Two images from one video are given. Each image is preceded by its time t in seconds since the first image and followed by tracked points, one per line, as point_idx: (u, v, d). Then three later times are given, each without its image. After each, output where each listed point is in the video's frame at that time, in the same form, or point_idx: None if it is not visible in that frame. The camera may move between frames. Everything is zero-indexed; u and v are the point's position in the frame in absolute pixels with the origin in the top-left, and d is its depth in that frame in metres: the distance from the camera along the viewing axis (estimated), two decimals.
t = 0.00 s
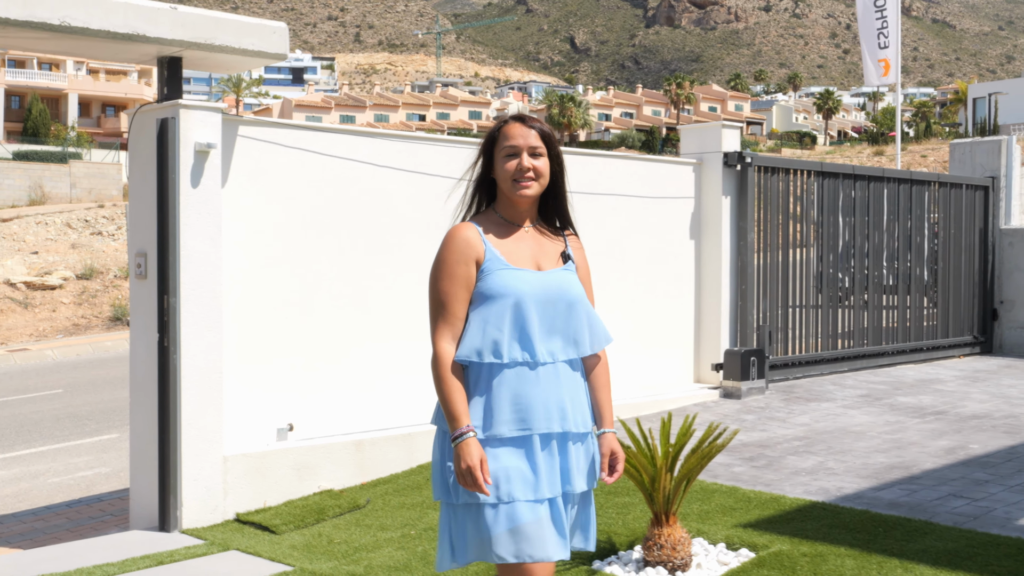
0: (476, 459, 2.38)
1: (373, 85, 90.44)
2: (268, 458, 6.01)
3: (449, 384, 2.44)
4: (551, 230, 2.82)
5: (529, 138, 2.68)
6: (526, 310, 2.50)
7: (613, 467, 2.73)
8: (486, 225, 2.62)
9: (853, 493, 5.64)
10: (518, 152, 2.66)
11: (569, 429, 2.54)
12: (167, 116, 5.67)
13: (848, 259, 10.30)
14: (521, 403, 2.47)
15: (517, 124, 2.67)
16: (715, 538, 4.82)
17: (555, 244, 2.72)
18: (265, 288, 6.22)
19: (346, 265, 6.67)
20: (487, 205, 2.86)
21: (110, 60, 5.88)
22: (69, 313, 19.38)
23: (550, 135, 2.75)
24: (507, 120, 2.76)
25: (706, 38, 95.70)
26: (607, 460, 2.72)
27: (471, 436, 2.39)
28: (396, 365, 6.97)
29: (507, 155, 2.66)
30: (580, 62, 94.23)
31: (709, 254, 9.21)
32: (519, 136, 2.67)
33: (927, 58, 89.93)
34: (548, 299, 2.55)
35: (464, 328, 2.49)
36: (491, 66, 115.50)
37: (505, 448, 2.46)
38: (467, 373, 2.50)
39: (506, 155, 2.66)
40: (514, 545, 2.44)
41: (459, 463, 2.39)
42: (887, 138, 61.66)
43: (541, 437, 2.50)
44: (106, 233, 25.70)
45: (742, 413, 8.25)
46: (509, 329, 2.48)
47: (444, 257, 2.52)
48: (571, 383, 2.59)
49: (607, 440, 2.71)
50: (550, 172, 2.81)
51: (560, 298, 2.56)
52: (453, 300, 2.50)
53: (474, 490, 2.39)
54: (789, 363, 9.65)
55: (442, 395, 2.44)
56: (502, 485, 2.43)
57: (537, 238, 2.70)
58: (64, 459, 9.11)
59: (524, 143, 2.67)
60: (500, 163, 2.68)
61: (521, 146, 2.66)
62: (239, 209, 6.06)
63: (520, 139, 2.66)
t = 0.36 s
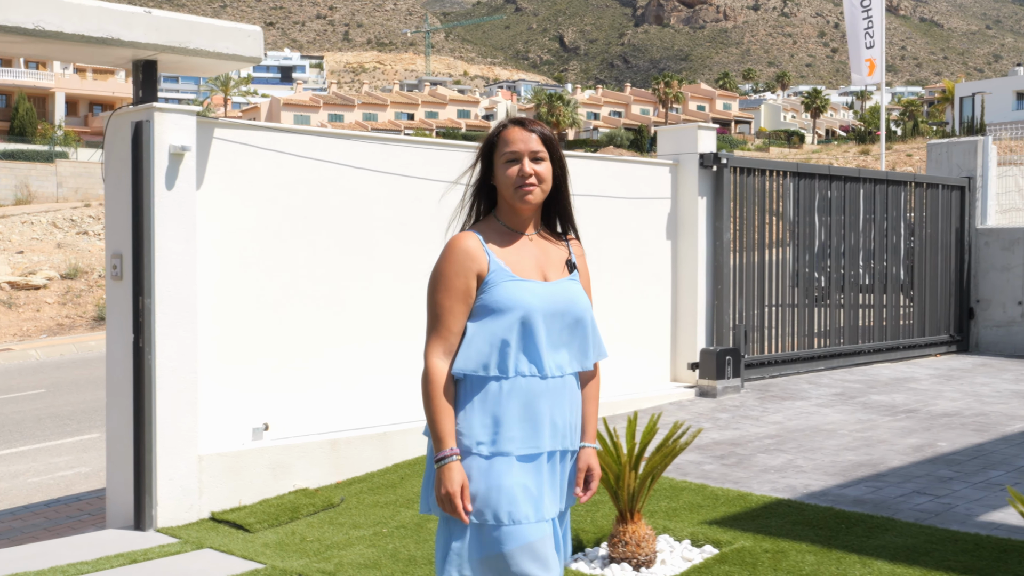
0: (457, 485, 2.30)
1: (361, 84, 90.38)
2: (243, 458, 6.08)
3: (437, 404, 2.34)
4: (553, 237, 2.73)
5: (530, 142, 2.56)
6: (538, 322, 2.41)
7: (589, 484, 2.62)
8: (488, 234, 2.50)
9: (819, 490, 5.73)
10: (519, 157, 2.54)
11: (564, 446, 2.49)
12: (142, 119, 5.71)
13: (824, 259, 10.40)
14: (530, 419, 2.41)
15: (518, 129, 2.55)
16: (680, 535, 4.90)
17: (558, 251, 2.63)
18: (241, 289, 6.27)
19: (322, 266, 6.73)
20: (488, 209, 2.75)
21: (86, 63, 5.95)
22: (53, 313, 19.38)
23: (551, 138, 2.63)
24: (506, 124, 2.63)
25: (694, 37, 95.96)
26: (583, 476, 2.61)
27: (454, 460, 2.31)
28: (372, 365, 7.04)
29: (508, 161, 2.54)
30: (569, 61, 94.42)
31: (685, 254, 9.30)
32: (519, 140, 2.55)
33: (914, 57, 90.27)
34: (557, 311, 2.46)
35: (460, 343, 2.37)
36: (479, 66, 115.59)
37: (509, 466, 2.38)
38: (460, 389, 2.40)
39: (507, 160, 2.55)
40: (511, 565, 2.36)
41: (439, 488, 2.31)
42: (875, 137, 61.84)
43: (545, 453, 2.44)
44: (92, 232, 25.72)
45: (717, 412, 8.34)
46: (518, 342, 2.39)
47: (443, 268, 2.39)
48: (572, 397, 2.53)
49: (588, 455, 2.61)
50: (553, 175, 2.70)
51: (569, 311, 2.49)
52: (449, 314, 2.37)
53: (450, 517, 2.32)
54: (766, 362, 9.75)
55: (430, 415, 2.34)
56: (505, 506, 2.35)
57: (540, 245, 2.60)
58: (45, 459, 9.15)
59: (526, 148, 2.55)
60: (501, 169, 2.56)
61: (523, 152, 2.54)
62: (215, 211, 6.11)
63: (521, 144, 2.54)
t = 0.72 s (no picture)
0: (486, 487, 2.10)
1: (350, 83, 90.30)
2: (220, 457, 6.13)
3: (453, 401, 2.14)
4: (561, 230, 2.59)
5: (538, 130, 2.41)
6: (551, 315, 2.26)
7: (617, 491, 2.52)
8: (495, 226, 2.36)
9: (787, 488, 5.81)
10: (526, 146, 2.39)
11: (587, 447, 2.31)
12: (118, 122, 5.76)
13: (802, 259, 10.49)
14: (549, 419, 2.23)
15: (524, 116, 2.40)
16: (648, 533, 4.97)
17: (566, 245, 2.49)
18: (217, 290, 6.32)
19: (299, 267, 6.79)
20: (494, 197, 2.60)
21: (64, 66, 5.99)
22: (38, 312, 19.36)
23: (560, 126, 2.48)
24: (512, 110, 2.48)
25: (684, 37, 96.15)
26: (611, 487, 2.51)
27: (479, 459, 2.11)
28: (349, 366, 7.10)
29: (513, 150, 2.39)
30: (558, 61, 94.59)
31: (663, 255, 9.37)
32: (526, 128, 2.40)
33: (902, 58, 90.58)
34: (569, 304, 2.33)
35: (471, 336, 2.20)
36: (469, 65, 115.67)
37: (524, 469, 2.21)
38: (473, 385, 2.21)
39: (512, 150, 2.40)
40: None
41: (464, 491, 2.11)
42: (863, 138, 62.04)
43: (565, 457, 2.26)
44: (78, 232, 25.72)
45: (693, 411, 8.42)
46: (535, 336, 2.23)
47: (451, 257, 2.23)
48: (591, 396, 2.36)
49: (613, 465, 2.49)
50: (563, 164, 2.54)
51: (582, 304, 2.36)
52: (459, 305, 2.21)
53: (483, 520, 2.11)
54: (743, 362, 9.83)
55: (446, 412, 2.15)
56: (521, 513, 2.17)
57: (550, 239, 2.45)
58: (26, 459, 9.18)
59: (532, 136, 2.40)
60: (506, 158, 2.41)
61: (529, 141, 2.39)
62: (192, 213, 6.17)
63: (527, 132, 2.39)
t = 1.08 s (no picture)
0: (507, 503, 2.11)
1: (339, 84, 90.26)
2: (199, 457, 6.19)
3: (472, 416, 2.13)
4: (574, 237, 2.57)
5: (559, 131, 2.38)
6: (562, 330, 2.26)
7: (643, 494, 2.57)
8: (511, 228, 2.34)
9: (758, 488, 5.92)
10: (545, 147, 2.37)
11: (600, 461, 2.30)
12: (98, 126, 5.82)
13: (780, 261, 10.60)
14: (558, 434, 2.22)
15: (545, 116, 2.38)
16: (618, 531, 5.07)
17: (580, 252, 2.47)
18: (196, 291, 6.39)
19: (277, 270, 6.86)
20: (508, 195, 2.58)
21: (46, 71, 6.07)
22: (24, 313, 19.38)
23: (580, 127, 2.46)
24: (531, 109, 2.45)
25: (673, 38, 96.39)
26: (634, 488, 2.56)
27: (498, 476, 2.12)
28: (328, 367, 7.16)
29: (533, 151, 2.37)
30: (547, 62, 94.74)
31: (643, 258, 9.46)
32: (546, 129, 2.38)
33: (891, 60, 90.97)
34: (582, 318, 2.32)
35: (488, 348, 2.20)
36: (459, 66, 115.71)
37: (534, 485, 2.21)
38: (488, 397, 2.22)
39: (532, 150, 2.38)
40: None
41: (486, 508, 2.11)
42: (851, 140, 62.29)
43: (575, 470, 2.26)
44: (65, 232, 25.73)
45: (671, 412, 8.52)
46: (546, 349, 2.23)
47: (468, 263, 2.20)
48: (601, 410, 2.36)
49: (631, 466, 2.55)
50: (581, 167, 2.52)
51: (595, 318, 2.35)
52: (478, 315, 2.19)
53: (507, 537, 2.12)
54: (721, 363, 9.95)
55: (465, 426, 2.13)
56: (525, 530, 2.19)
57: (563, 243, 2.45)
58: (9, 459, 9.24)
59: (553, 137, 2.37)
60: (525, 159, 2.39)
61: (550, 142, 2.37)
62: (172, 215, 6.24)
63: (548, 133, 2.37)
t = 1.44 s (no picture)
0: (516, 510, 2.14)
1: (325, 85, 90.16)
2: (173, 459, 6.28)
3: (490, 419, 2.18)
4: (604, 234, 2.57)
5: (579, 125, 2.39)
6: (590, 327, 2.26)
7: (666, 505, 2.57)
8: (534, 227, 2.35)
9: (723, 487, 6.03)
10: (567, 142, 2.37)
11: (633, 460, 2.30)
12: (71, 132, 5.90)
13: (753, 264, 10.73)
14: (585, 434, 2.22)
15: (566, 110, 2.38)
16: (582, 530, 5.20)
17: (609, 249, 2.47)
18: (171, 295, 6.47)
19: (252, 274, 6.96)
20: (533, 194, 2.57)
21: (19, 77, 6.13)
22: (5, 316, 19.35)
23: (602, 122, 2.46)
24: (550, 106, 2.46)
25: (660, 39, 96.60)
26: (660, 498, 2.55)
27: (511, 481, 2.15)
28: (303, 370, 7.25)
29: (554, 146, 2.37)
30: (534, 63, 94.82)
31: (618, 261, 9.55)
32: (567, 124, 2.38)
33: (877, 61, 91.35)
34: (611, 313, 2.32)
35: (510, 348, 2.22)
36: (446, 67, 115.75)
37: (559, 486, 2.23)
38: (510, 400, 2.24)
39: (553, 145, 2.38)
40: None
41: (494, 512, 2.15)
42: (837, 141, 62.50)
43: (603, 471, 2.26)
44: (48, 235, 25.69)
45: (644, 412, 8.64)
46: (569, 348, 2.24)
47: (488, 266, 2.23)
48: (634, 408, 2.36)
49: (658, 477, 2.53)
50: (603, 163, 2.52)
51: (624, 313, 2.34)
52: (499, 315, 2.22)
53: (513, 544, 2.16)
54: (695, 365, 10.08)
55: (482, 430, 2.19)
56: (556, 534, 2.20)
57: (590, 238, 2.44)
58: None
59: (574, 132, 2.38)
60: (546, 154, 2.39)
61: (571, 136, 2.37)
62: (146, 219, 6.32)
63: (569, 127, 2.37)
